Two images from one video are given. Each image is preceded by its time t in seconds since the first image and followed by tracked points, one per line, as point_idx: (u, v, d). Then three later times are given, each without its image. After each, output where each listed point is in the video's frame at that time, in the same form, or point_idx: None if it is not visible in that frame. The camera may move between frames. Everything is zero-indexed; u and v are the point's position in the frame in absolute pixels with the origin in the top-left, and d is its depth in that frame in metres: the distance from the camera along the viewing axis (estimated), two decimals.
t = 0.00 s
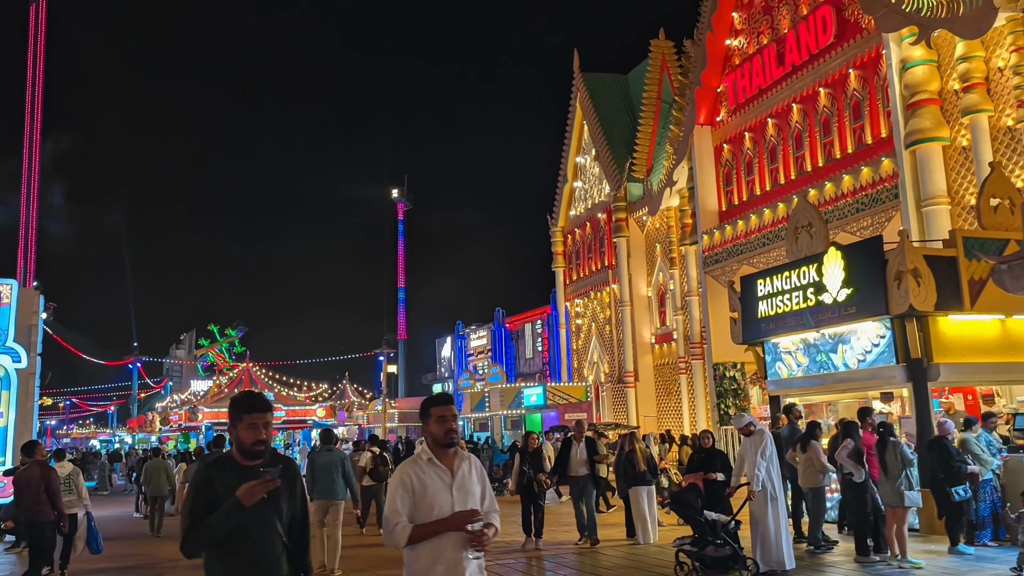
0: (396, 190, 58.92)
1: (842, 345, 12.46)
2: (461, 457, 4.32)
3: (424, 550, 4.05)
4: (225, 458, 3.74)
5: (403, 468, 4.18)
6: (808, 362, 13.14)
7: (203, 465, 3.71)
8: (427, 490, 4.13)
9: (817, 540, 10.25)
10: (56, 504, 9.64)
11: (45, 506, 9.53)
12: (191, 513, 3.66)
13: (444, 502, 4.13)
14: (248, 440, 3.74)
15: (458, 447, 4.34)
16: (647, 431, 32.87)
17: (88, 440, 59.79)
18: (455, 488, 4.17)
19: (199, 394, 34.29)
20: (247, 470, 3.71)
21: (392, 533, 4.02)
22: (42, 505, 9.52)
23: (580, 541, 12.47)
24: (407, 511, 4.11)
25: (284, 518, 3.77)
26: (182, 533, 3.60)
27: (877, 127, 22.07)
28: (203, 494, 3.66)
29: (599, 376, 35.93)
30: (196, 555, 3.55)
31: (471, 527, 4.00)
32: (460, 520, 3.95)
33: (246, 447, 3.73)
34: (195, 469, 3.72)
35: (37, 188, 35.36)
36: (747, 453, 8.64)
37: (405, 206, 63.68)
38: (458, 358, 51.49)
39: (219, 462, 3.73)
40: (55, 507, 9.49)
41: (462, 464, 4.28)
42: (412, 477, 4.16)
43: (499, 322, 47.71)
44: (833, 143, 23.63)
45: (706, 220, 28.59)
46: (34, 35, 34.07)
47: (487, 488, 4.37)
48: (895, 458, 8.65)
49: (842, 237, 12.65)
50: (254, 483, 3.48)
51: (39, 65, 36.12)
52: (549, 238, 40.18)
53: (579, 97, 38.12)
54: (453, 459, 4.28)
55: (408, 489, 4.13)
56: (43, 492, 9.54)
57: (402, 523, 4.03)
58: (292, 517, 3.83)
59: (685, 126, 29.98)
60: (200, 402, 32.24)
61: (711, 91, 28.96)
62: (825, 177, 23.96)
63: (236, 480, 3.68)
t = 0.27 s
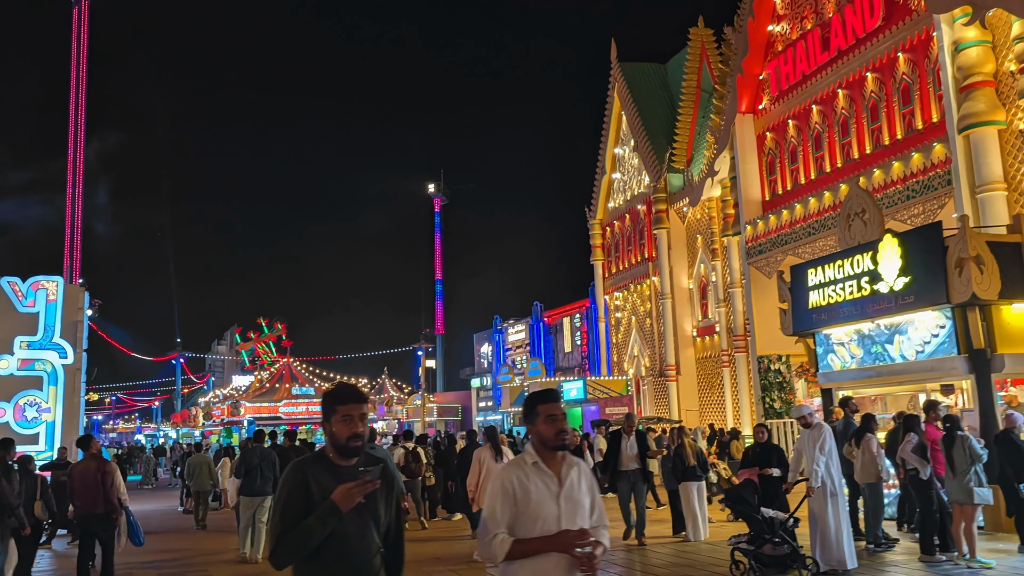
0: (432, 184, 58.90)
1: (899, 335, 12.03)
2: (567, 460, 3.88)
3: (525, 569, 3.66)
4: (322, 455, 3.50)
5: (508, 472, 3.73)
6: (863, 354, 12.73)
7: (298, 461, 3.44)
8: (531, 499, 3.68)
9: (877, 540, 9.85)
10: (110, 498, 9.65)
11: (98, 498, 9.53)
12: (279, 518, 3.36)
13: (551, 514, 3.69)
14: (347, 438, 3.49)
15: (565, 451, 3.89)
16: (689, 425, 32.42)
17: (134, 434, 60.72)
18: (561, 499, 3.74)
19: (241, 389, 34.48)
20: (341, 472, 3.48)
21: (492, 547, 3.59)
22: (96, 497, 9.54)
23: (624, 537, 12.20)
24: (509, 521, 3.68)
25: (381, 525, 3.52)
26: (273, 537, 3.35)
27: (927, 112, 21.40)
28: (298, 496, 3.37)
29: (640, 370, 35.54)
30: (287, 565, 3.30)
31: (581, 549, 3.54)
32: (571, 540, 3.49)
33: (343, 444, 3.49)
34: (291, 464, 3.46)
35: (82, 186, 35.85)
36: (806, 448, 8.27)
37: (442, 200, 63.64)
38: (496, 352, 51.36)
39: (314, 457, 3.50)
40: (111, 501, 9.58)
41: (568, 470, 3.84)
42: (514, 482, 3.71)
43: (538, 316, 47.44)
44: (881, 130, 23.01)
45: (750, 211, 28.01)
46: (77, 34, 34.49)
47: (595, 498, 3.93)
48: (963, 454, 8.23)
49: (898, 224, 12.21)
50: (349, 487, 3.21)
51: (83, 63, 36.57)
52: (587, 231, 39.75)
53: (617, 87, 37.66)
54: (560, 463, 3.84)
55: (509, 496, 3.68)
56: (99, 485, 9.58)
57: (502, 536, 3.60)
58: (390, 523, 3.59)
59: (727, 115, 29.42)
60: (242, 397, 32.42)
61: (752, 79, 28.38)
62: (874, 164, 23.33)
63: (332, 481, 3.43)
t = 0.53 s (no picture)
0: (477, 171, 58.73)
1: (970, 314, 11.49)
2: (698, 434, 3.64)
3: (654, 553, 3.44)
4: (422, 424, 3.16)
5: (628, 446, 3.54)
6: (932, 333, 12.19)
7: (394, 433, 3.12)
8: (659, 477, 3.47)
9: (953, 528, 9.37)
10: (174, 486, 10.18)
11: (162, 486, 10.07)
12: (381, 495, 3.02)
13: (680, 491, 3.45)
14: (453, 403, 3.14)
15: (694, 420, 3.68)
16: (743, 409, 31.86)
17: (187, 421, 61.77)
18: (693, 474, 3.49)
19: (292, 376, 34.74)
20: (445, 441, 3.12)
21: (616, 532, 3.39)
22: (159, 485, 10.10)
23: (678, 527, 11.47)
24: (633, 502, 3.49)
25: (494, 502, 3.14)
26: (374, 517, 3.00)
27: (992, 82, 20.56)
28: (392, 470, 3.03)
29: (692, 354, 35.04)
30: (386, 550, 2.93)
31: (721, 533, 3.31)
32: (703, 522, 3.23)
33: (448, 411, 3.14)
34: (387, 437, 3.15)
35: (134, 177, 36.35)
36: (879, 430, 7.81)
37: (486, 187, 63.46)
38: (544, 338, 51.13)
39: (415, 428, 3.16)
40: (174, 489, 10.12)
41: (699, 442, 3.60)
42: (638, 459, 3.51)
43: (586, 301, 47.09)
44: (943, 102, 22.16)
45: (804, 189, 27.22)
46: (125, 27, 34.88)
47: (734, 473, 3.65)
48: None
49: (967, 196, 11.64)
50: (451, 457, 2.84)
51: (132, 56, 37.02)
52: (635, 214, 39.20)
53: (664, 67, 37.01)
54: (688, 436, 3.61)
55: (632, 474, 3.49)
56: (165, 473, 10.11)
57: (630, 518, 3.40)
58: (505, 499, 3.22)
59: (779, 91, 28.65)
60: (293, 385, 32.65)
61: (804, 54, 27.53)
62: (935, 138, 22.48)
63: (434, 451, 3.08)
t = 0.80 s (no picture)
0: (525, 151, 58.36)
1: None
2: (866, 438, 2.87)
3: None
4: (529, 420, 2.70)
5: (779, 451, 2.79)
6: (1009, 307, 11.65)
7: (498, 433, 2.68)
8: (823, 494, 2.70)
9: None
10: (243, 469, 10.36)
11: (233, 466, 10.24)
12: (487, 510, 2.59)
13: (852, 509, 2.69)
14: (563, 396, 2.67)
15: (861, 416, 2.92)
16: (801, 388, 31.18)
17: (243, 404, 62.89)
18: (865, 488, 2.73)
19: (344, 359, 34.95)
20: (561, 441, 2.66)
21: (769, 561, 2.65)
22: (229, 465, 10.23)
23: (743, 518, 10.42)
24: (788, 522, 2.74)
25: (623, 508, 2.68)
26: (479, 537, 2.57)
27: None
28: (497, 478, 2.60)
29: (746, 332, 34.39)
30: None
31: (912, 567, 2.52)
32: (884, 553, 2.46)
33: (558, 404, 2.67)
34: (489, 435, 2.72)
35: (186, 165, 36.85)
36: (962, 408, 7.42)
37: (534, 167, 63.07)
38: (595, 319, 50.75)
39: (523, 429, 2.69)
40: (245, 470, 10.29)
41: (869, 448, 2.83)
42: (795, 469, 2.75)
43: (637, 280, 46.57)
44: (1011, 66, 21.02)
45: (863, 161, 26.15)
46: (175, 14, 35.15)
47: (912, 482, 2.88)
48: None
49: None
50: (564, 465, 2.38)
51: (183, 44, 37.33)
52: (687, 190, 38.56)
53: (716, 39, 36.21)
54: (854, 441, 2.85)
55: (788, 489, 2.74)
56: (234, 454, 10.28)
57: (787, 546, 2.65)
58: (636, 502, 2.76)
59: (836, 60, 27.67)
60: (345, 367, 32.82)
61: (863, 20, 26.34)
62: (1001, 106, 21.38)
63: (546, 454, 2.63)
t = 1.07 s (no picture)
0: (561, 133, 57.92)
1: None
2: None
3: None
4: (665, 389, 2.18)
5: (987, 417, 2.10)
6: None
7: (623, 408, 2.16)
8: None
9: None
10: (292, 448, 10.24)
11: (280, 448, 10.14)
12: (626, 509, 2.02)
13: None
14: (709, 361, 2.13)
15: None
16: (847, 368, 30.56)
17: (285, 390, 63.59)
18: None
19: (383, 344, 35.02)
20: (711, 418, 2.12)
21: (993, 568, 2.00)
22: (278, 447, 10.13)
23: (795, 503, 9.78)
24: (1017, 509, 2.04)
25: (803, 502, 2.12)
26: (608, 549, 2.01)
27: None
28: (626, 462, 2.05)
29: (791, 313, 33.80)
30: None
31: None
32: None
33: (703, 369, 2.13)
34: (612, 415, 2.20)
35: (225, 153, 37.09)
36: None
37: (571, 150, 62.60)
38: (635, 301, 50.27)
39: (658, 400, 2.15)
40: (295, 447, 10.19)
41: None
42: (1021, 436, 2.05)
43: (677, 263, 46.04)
44: None
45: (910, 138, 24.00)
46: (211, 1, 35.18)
47: None
48: None
49: None
50: (718, 440, 1.81)
51: (219, 32, 37.42)
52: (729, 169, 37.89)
53: (757, 14, 35.38)
54: None
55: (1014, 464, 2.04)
56: (281, 436, 10.20)
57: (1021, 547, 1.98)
58: (814, 499, 2.18)
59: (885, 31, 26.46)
60: (385, 352, 32.85)
61: None
62: None
63: (693, 433, 2.09)
